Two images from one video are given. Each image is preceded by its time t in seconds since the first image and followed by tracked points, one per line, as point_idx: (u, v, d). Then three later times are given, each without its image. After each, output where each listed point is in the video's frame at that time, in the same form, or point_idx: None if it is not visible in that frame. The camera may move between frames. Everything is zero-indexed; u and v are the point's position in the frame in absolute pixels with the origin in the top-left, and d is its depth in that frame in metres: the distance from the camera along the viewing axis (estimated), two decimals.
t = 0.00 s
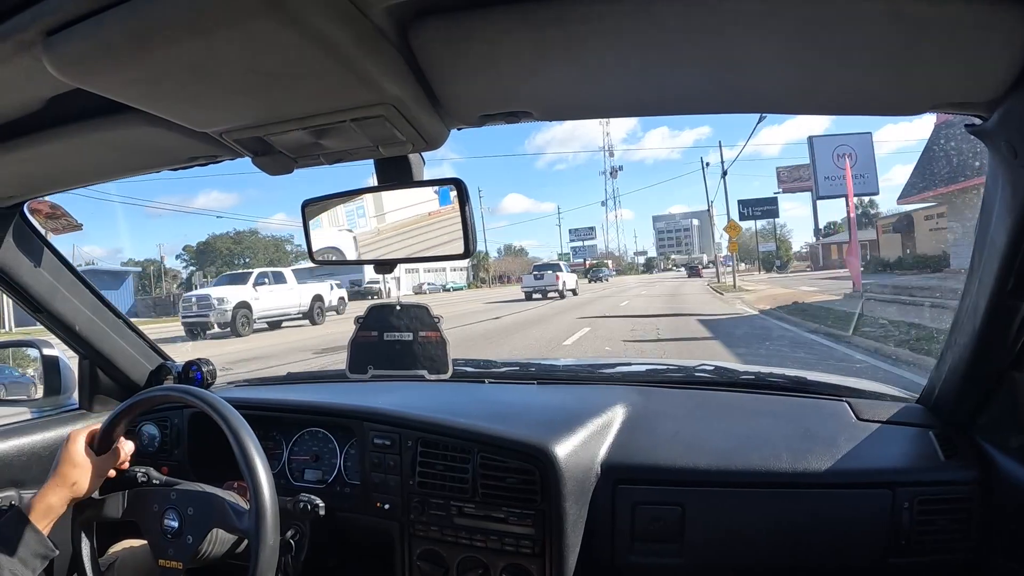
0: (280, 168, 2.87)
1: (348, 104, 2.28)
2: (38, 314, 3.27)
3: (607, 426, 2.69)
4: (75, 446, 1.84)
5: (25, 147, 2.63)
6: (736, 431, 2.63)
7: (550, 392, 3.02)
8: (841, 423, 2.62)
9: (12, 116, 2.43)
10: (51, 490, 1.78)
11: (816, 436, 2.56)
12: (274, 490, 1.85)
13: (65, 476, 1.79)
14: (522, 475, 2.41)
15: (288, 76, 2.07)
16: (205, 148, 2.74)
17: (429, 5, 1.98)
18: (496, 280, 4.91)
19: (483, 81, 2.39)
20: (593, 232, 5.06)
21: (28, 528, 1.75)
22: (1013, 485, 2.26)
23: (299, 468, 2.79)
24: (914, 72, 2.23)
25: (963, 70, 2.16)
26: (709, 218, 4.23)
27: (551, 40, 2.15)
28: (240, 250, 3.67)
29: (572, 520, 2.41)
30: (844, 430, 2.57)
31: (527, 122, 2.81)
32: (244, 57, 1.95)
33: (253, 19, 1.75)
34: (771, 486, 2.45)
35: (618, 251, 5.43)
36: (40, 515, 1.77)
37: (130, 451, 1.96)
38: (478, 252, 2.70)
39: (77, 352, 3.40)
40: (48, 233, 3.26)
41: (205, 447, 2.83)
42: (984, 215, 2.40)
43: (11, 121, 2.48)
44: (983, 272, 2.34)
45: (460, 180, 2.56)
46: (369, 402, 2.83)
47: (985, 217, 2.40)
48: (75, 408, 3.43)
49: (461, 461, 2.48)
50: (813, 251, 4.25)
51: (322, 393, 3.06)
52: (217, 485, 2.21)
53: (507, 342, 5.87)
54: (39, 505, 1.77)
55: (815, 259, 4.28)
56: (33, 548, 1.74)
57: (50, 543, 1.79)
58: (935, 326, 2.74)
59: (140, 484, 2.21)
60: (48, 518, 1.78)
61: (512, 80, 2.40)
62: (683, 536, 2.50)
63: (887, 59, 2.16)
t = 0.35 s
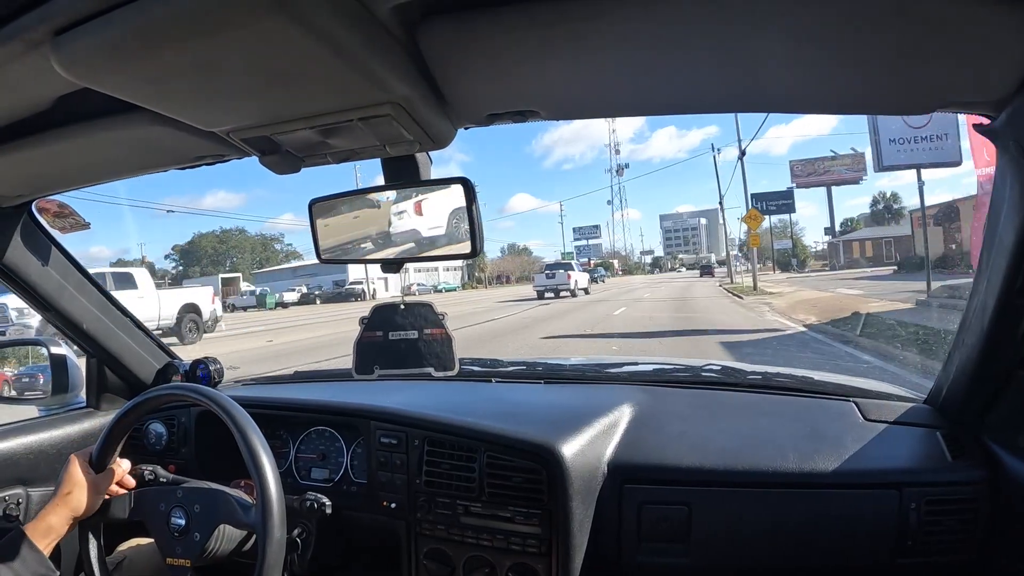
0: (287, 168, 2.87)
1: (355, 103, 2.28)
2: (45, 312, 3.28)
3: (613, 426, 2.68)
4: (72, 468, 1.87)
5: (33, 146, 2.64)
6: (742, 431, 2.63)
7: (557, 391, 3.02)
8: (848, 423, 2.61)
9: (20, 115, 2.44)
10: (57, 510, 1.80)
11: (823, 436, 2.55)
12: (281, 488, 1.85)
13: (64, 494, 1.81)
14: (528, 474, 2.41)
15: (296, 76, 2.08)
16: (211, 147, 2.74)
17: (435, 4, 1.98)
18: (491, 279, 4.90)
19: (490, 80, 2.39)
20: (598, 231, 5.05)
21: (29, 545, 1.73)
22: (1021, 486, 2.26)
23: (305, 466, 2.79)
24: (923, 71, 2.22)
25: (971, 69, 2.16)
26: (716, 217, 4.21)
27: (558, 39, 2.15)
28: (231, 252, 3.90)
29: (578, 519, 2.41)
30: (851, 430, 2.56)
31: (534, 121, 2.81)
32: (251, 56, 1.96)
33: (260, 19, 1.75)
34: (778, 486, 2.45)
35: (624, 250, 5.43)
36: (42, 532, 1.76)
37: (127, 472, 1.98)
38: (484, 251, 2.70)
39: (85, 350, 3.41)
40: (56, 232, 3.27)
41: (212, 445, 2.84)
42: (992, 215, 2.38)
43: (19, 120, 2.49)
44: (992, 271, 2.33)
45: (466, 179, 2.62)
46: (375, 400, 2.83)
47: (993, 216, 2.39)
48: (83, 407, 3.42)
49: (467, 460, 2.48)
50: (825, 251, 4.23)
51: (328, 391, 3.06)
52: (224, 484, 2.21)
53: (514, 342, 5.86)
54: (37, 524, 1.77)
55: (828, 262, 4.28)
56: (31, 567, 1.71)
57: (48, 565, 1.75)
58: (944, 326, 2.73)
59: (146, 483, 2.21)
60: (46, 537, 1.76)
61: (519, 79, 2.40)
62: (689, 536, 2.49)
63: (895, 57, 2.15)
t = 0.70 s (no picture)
0: (295, 167, 2.88)
1: (362, 103, 2.28)
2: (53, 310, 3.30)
3: (620, 426, 2.68)
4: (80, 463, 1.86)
5: (42, 145, 2.65)
6: (749, 431, 2.62)
7: (564, 391, 3.02)
8: (855, 423, 2.60)
9: (28, 115, 2.45)
10: (63, 502, 1.79)
11: (830, 436, 2.55)
12: (287, 487, 1.86)
13: (71, 490, 1.81)
14: (534, 473, 2.41)
15: (302, 75, 2.08)
16: (219, 146, 2.75)
17: (441, 4, 1.98)
18: (491, 279, 4.90)
19: (495, 80, 2.39)
20: (603, 229, 5.04)
21: (34, 540, 1.73)
22: None
23: (312, 464, 2.80)
24: (929, 71, 2.21)
25: (979, 68, 2.15)
26: (723, 217, 4.18)
27: (564, 38, 2.15)
28: (216, 251, 3.73)
29: (584, 519, 2.41)
30: (858, 431, 2.56)
31: (541, 121, 2.81)
32: (257, 56, 1.96)
33: (266, 19, 1.76)
34: (784, 486, 2.44)
35: (629, 249, 5.42)
36: (46, 526, 1.76)
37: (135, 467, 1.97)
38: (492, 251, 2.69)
39: (93, 348, 3.43)
40: (64, 231, 3.29)
41: (219, 444, 2.85)
42: (1000, 215, 2.37)
43: (27, 120, 2.50)
44: (999, 271, 2.32)
45: (476, 179, 2.53)
46: (382, 399, 2.83)
47: (1001, 216, 2.38)
48: (90, 404, 3.44)
49: (474, 459, 2.48)
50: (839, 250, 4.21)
51: (335, 390, 3.06)
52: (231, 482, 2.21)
53: (520, 341, 5.86)
54: (43, 519, 1.77)
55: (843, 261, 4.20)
56: (39, 562, 1.73)
57: (55, 559, 1.77)
58: (951, 326, 2.72)
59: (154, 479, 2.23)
60: (53, 533, 1.76)
61: (524, 78, 2.40)
62: (695, 536, 2.49)
63: (902, 57, 2.14)
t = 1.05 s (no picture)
0: (302, 169, 2.88)
1: (370, 105, 2.29)
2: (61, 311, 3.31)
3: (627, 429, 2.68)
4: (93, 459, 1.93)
5: (51, 146, 2.65)
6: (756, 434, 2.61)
7: (571, 393, 3.01)
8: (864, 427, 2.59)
9: (37, 116, 2.45)
10: (75, 495, 1.86)
11: (838, 440, 2.53)
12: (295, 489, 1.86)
13: (82, 485, 1.87)
14: (542, 476, 2.41)
15: (311, 77, 2.08)
16: (227, 148, 2.75)
17: (451, 5, 1.98)
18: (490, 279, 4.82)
19: (504, 81, 2.39)
20: (606, 228, 5.03)
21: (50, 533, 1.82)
22: None
23: (319, 466, 2.80)
24: (940, 73, 2.21)
25: (989, 71, 2.14)
26: (731, 215, 4.17)
27: (573, 40, 2.14)
28: (194, 251, 3.86)
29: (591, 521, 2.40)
30: (866, 435, 2.55)
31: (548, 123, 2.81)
32: (267, 57, 1.96)
33: (276, 20, 1.76)
34: (793, 490, 2.43)
35: (634, 249, 5.40)
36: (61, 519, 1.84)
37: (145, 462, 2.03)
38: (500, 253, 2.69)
39: (100, 348, 3.43)
40: (73, 232, 3.30)
41: (226, 446, 2.85)
42: (1010, 218, 2.37)
43: (36, 121, 2.50)
44: (1008, 275, 2.31)
45: (483, 180, 2.56)
46: (389, 401, 2.83)
47: (1011, 220, 2.37)
48: (97, 405, 3.44)
49: (481, 461, 2.49)
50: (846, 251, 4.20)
51: (342, 392, 3.07)
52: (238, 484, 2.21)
53: (525, 341, 5.85)
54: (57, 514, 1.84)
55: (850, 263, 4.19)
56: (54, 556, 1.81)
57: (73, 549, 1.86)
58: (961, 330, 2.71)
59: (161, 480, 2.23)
60: (66, 526, 1.84)
61: (532, 80, 2.40)
62: (703, 539, 2.48)
63: (913, 59, 2.13)
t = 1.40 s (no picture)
0: (309, 167, 2.89)
1: (376, 102, 2.29)
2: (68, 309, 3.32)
3: (633, 426, 2.67)
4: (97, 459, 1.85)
5: (58, 145, 2.67)
6: (763, 431, 2.61)
7: (578, 390, 3.01)
8: (870, 423, 2.59)
9: (42, 115, 2.46)
10: (78, 496, 1.79)
11: (845, 436, 2.53)
12: (301, 486, 1.86)
13: (87, 485, 1.80)
14: (548, 473, 2.41)
15: (316, 74, 2.09)
16: (233, 146, 2.76)
17: (455, 3, 1.98)
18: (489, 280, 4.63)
19: (508, 79, 2.39)
20: (608, 227, 5.02)
21: (53, 535, 1.76)
22: None
23: (326, 463, 2.81)
24: (945, 69, 2.20)
25: (995, 65, 2.14)
26: (737, 214, 4.20)
27: (577, 37, 2.15)
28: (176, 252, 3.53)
29: (598, 518, 2.40)
30: (873, 431, 2.54)
31: (554, 120, 2.81)
32: (270, 55, 1.97)
33: (279, 17, 1.76)
34: (799, 487, 2.43)
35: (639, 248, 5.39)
36: (64, 520, 1.77)
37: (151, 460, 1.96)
38: (506, 250, 2.69)
39: (107, 346, 3.44)
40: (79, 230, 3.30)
41: (234, 443, 2.86)
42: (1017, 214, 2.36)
43: (43, 120, 2.51)
44: (1015, 271, 2.30)
45: (490, 178, 2.56)
46: (396, 398, 2.84)
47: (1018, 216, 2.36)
48: (104, 402, 3.45)
49: (487, 459, 2.48)
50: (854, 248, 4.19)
51: (349, 389, 3.07)
52: (244, 482, 2.22)
53: (532, 339, 5.84)
54: (61, 515, 1.78)
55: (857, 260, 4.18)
56: (59, 557, 1.76)
57: (76, 553, 1.80)
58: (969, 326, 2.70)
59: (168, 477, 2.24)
60: (71, 528, 1.77)
61: (536, 78, 2.40)
62: (709, 537, 2.48)
63: (917, 54, 2.13)
